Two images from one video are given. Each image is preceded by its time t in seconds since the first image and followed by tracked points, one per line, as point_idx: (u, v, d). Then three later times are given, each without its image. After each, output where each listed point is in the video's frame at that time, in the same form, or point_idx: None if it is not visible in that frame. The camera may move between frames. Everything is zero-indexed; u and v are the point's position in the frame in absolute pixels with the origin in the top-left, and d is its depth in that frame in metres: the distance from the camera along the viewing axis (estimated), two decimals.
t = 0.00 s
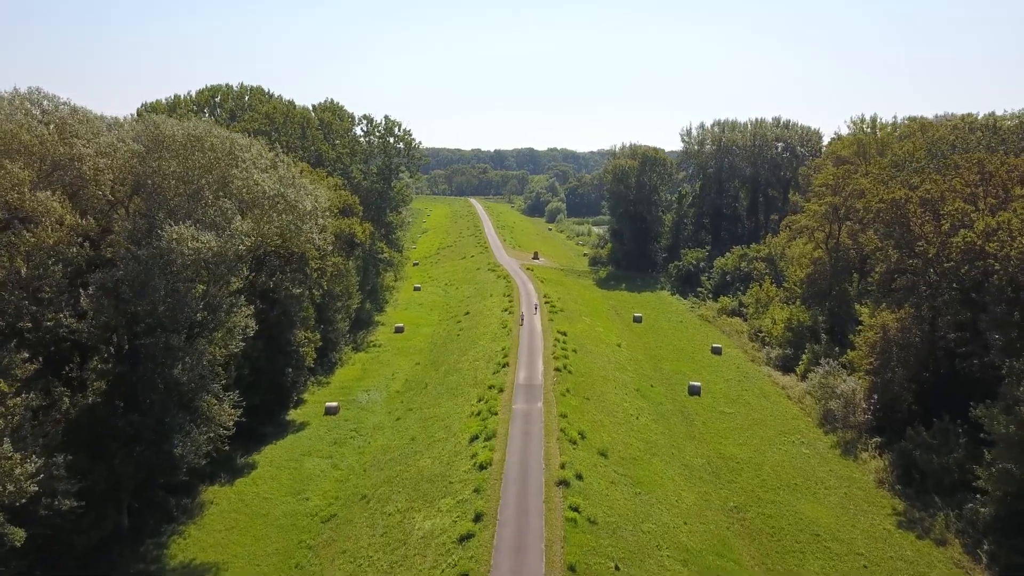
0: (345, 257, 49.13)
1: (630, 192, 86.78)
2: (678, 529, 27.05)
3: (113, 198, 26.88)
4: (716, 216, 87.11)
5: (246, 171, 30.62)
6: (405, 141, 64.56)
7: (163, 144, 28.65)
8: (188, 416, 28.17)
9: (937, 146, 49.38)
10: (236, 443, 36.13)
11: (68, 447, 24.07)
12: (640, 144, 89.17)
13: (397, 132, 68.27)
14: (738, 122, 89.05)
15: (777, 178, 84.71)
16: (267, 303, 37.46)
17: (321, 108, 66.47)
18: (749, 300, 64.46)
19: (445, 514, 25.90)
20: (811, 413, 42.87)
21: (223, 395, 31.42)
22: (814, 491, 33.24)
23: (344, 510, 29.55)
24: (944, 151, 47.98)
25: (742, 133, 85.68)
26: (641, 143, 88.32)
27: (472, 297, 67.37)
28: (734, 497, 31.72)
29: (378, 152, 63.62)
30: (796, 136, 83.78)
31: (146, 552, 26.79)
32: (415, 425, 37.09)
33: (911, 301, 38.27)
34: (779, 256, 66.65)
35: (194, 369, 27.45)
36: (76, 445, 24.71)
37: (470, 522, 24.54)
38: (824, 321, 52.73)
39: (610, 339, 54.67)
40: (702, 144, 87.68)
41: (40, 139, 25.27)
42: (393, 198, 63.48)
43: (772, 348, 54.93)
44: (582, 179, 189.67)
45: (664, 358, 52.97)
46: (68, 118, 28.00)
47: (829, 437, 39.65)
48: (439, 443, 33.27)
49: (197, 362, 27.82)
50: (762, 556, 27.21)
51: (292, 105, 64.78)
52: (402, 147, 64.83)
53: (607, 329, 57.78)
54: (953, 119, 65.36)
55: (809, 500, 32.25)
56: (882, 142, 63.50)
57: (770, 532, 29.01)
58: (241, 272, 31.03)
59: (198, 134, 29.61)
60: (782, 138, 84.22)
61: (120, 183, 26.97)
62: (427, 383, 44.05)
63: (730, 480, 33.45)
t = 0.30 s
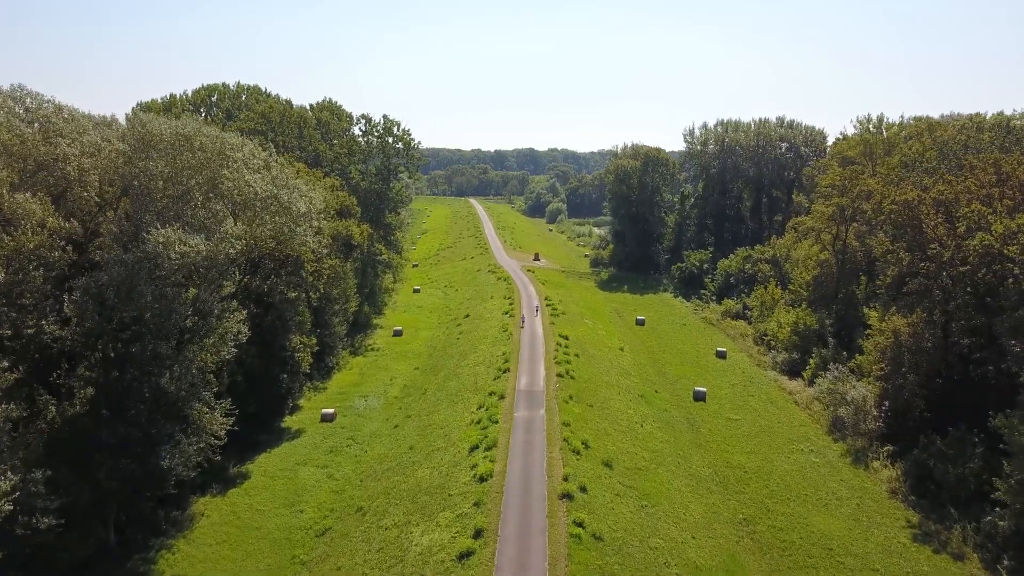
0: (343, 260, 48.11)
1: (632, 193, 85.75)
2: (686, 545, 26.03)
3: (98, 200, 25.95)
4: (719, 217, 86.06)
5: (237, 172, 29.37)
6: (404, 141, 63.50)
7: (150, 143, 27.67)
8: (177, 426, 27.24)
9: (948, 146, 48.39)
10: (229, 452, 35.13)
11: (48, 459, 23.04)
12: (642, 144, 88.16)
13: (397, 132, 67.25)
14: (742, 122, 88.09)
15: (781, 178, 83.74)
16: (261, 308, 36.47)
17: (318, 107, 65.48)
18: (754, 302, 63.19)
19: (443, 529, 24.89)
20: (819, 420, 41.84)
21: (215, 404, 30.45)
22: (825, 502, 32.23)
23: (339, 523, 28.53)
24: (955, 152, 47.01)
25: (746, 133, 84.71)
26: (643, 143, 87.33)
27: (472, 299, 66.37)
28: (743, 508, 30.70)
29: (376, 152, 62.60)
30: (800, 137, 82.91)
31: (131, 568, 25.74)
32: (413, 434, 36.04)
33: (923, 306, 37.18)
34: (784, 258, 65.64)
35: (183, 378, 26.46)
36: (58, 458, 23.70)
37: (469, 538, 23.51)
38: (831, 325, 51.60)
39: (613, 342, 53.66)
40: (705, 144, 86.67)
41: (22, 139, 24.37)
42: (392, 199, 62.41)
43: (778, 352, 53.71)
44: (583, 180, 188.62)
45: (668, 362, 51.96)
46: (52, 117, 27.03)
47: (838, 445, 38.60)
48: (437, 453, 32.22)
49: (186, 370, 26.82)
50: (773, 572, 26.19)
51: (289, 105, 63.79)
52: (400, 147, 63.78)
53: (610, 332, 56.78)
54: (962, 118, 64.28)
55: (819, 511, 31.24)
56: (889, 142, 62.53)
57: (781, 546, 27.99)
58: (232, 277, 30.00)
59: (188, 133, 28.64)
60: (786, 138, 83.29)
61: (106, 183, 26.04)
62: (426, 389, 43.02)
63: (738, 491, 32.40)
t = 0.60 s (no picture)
0: (340, 262, 47.01)
1: (634, 193, 84.65)
2: (696, 561, 24.97)
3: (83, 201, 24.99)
4: (722, 217, 84.95)
5: (228, 171, 28.56)
6: (402, 141, 62.37)
7: (137, 142, 26.63)
8: (166, 436, 26.18)
9: (959, 146, 47.29)
10: (221, 461, 34.07)
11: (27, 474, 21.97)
12: (644, 144, 87.06)
13: (396, 132, 66.11)
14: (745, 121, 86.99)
15: (785, 179, 82.67)
16: (255, 312, 35.45)
17: (315, 107, 64.41)
18: (758, 305, 62.12)
19: (441, 546, 23.82)
20: (829, 427, 40.74)
21: (205, 412, 29.42)
22: (836, 513, 31.19)
23: (335, 537, 27.48)
24: (967, 152, 45.91)
25: (750, 133, 83.62)
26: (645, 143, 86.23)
27: (472, 301, 65.28)
28: (752, 521, 29.64)
29: (375, 152, 61.45)
30: (804, 136, 81.88)
31: None
32: (411, 442, 34.98)
33: (936, 310, 36.27)
34: (789, 260, 64.55)
35: (171, 387, 25.40)
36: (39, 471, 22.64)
37: (469, 556, 22.45)
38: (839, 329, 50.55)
39: (615, 346, 52.60)
40: (708, 144, 85.58)
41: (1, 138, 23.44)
42: (390, 199, 61.29)
43: (785, 357, 52.53)
44: (584, 180, 187.54)
45: (672, 367, 50.91)
46: (34, 115, 25.99)
47: (849, 453, 37.51)
48: (436, 463, 31.18)
49: (174, 379, 25.72)
50: None
51: (287, 103, 62.69)
52: (399, 147, 62.64)
53: (612, 336, 55.73)
54: (970, 118, 63.28)
55: (831, 524, 30.19)
56: (897, 142, 61.42)
57: (793, 561, 26.94)
58: (225, 279, 29.28)
59: (176, 132, 27.63)
60: (790, 138, 82.24)
61: (91, 184, 25.09)
62: (424, 395, 41.97)
63: (748, 503, 31.33)
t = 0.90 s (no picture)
0: (337, 265, 45.92)
1: (636, 194, 83.54)
2: None
3: (66, 203, 24.10)
4: (726, 218, 83.92)
5: (217, 171, 27.21)
6: (401, 140, 61.31)
7: (121, 141, 25.60)
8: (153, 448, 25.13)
9: (971, 146, 46.24)
10: (214, 471, 33.03)
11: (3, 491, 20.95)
12: (647, 144, 85.96)
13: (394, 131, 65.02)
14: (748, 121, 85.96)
15: (789, 179, 81.67)
16: (248, 317, 34.36)
17: (312, 106, 63.44)
18: (763, 307, 61.03)
19: (440, 565, 22.76)
20: (838, 434, 39.69)
21: (195, 422, 28.34)
22: (849, 525, 30.13)
23: (330, 552, 26.44)
24: (979, 152, 44.83)
25: (753, 133, 82.59)
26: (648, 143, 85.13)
27: (472, 304, 64.25)
28: (763, 534, 28.59)
29: (373, 152, 60.35)
30: (808, 137, 80.92)
31: None
32: (409, 451, 33.90)
33: (950, 315, 35.35)
34: (795, 262, 63.51)
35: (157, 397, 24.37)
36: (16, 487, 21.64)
37: None
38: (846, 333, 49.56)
39: (618, 350, 51.54)
40: (711, 144, 84.55)
41: None
42: (390, 200, 60.18)
43: (791, 361, 51.42)
44: (585, 180, 186.34)
45: (676, 371, 49.88)
46: (15, 113, 24.98)
47: (860, 461, 36.45)
48: (434, 475, 30.08)
49: (160, 389, 24.65)
50: None
51: (284, 103, 61.59)
52: (398, 147, 61.54)
53: (615, 339, 54.69)
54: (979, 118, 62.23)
55: (844, 537, 29.15)
56: (904, 143, 60.42)
57: None
58: (215, 284, 28.13)
59: (161, 131, 26.58)
60: (794, 138, 81.25)
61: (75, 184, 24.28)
62: (423, 401, 40.94)
63: (758, 515, 30.24)
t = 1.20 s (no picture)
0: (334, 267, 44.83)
1: (639, 195, 82.40)
2: None
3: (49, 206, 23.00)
4: (729, 219, 82.88)
5: (205, 174, 26.11)
6: (400, 140, 60.18)
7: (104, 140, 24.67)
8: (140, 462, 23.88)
9: (983, 146, 45.15)
10: (205, 481, 31.96)
11: None
12: (649, 144, 84.80)
13: (393, 131, 63.93)
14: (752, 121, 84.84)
15: (793, 180, 80.60)
16: (242, 322, 33.33)
17: (310, 105, 62.44)
18: (769, 310, 59.95)
19: None
20: (849, 442, 38.60)
21: (184, 433, 27.26)
22: (863, 539, 29.06)
23: (323, 569, 25.36)
24: (993, 152, 43.71)
25: (757, 133, 81.50)
26: (650, 143, 83.99)
27: (472, 306, 63.21)
28: (775, 549, 27.51)
29: (371, 152, 59.15)
30: (813, 136, 79.79)
31: None
32: (407, 461, 32.81)
33: (966, 319, 34.35)
34: (800, 264, 62.40)
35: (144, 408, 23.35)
36: None
37: None
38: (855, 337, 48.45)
39: (622, 354, 50.45)
40: (714, 144, 83.46)
41: None
42: (388, 201, 58.90)
43: (798, 365, 50.30)
44: (586, 180, 185.25)
45: (680, 376, 48.81)
46: None
47: (872, 471, 35.34)
48: (433, 487, 28.99)
49: (146, 400, 23.53)
50: None
51: (281, 101, 60.55)
52: (397, 147, 60.43)
53: (618, 343, 53.61)
54: (988, 117, 61.17)
55: (858, 551, 28.07)
56: (912, 143, 59.37)
57: None
58: (205, 289, 27.19)
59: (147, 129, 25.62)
60: (799, 138, 80.16)
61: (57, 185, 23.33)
62: (422, 407, 39.88)
63: (769, 529, 29.16)
